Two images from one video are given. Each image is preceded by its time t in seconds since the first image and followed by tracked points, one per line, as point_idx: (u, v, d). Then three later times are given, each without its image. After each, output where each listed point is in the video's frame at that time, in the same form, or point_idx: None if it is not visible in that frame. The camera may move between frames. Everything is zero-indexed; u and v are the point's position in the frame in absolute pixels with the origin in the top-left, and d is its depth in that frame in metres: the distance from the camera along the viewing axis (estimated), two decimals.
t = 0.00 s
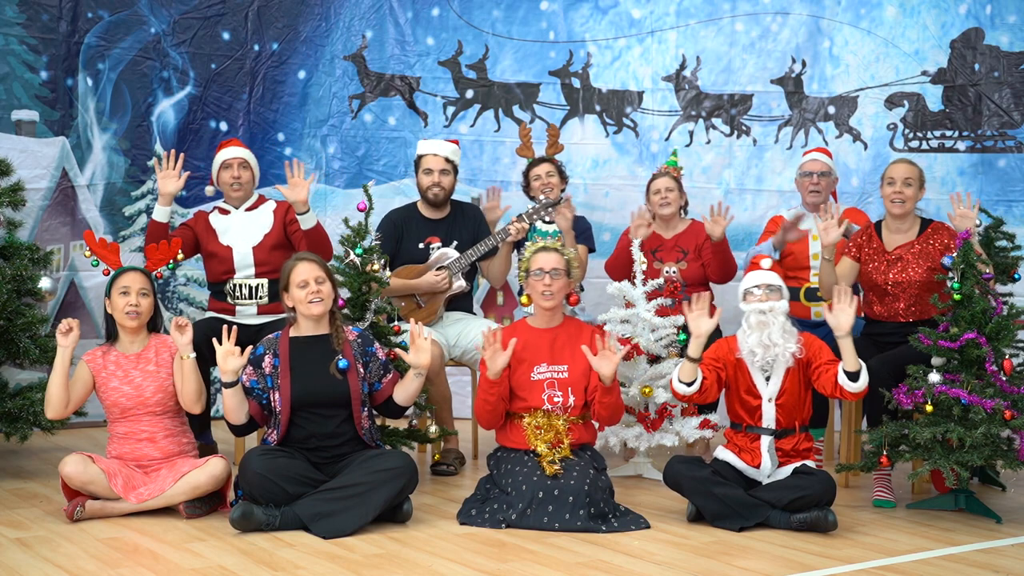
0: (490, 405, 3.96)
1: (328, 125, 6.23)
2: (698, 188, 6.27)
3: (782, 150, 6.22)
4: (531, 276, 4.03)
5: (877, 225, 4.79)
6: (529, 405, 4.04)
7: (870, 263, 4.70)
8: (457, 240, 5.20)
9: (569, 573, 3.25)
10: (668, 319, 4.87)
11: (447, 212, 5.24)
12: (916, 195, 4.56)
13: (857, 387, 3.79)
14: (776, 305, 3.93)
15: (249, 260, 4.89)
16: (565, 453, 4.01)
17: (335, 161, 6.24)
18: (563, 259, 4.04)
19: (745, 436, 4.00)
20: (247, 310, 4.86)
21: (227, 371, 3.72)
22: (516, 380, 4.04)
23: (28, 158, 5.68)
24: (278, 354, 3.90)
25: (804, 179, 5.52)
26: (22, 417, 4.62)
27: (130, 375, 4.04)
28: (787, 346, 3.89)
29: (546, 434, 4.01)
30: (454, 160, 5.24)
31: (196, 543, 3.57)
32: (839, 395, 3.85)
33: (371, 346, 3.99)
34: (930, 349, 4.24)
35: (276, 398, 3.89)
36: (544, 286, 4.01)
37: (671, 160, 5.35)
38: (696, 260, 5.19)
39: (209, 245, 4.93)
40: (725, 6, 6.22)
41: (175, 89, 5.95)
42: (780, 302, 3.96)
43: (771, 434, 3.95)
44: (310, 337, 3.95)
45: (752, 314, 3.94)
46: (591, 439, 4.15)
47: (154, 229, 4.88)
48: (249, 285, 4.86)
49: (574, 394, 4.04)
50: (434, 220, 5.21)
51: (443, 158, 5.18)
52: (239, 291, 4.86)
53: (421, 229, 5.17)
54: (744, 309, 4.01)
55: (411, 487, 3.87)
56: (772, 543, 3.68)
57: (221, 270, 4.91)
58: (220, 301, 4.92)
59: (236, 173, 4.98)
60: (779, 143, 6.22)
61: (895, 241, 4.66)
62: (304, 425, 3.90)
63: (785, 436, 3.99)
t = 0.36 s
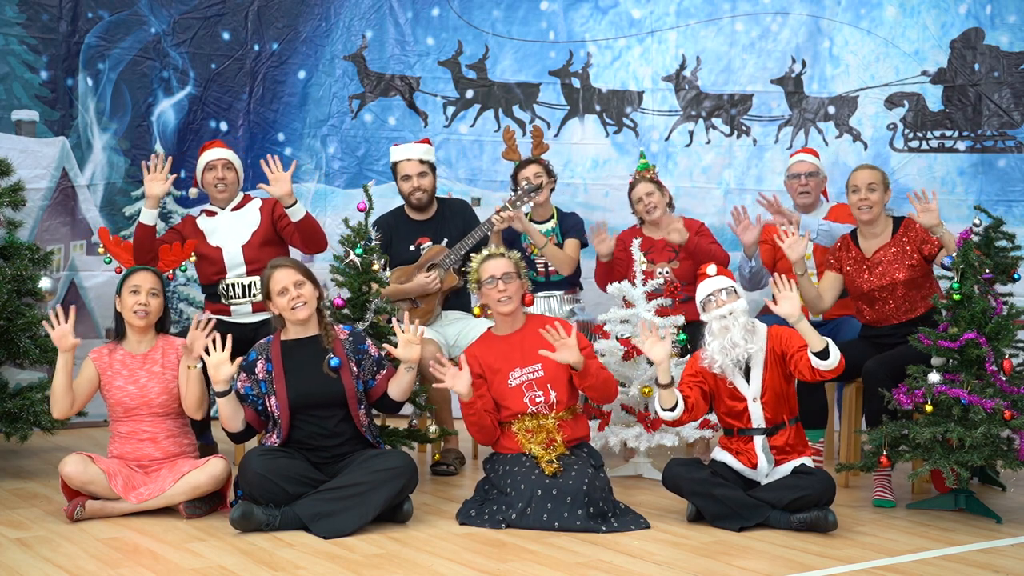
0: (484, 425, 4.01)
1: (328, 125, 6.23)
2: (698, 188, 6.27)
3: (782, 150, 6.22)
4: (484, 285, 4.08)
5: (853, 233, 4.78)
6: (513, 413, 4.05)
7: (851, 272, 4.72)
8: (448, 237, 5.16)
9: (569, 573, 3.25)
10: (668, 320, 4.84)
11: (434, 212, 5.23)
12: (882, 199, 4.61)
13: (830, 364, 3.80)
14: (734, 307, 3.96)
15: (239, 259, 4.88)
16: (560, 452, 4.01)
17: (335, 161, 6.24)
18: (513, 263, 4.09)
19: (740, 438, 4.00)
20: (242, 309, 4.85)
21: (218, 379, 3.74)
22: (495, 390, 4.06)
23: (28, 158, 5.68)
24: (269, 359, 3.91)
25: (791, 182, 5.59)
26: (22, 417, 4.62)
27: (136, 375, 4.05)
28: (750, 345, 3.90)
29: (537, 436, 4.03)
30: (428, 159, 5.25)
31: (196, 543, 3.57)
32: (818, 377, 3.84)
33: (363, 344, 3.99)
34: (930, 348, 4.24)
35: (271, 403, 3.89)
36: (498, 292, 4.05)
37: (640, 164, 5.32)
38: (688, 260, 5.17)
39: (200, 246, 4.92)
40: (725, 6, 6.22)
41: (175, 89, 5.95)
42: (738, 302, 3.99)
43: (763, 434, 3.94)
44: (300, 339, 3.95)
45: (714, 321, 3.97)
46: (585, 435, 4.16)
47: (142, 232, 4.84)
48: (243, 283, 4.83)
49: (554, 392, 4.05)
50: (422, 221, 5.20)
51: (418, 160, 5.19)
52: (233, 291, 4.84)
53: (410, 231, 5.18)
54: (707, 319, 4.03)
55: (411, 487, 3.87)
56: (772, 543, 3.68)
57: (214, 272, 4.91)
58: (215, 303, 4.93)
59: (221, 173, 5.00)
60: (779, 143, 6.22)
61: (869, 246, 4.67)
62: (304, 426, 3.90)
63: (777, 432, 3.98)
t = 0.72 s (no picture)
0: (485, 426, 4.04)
1: (328, 125, 6.23)
2: (698, 188, 6.27)
3: (782, 150, 6.22)
4: (466, 293, 4.07)
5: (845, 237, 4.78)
6: (509, 415, 4.06)
7: (845, 277, 4.71)
8: (442, 238, 5.19)
9: (569, 573, 3.25)
10: (668, 320, 4.84)
11: (426, 212, 5.24)
12: (869, 204, 4.58)
13: (825, 362, 3.79)
14: (726, 310, 3.98)
15: (243, 260, 4.91)
16: (558, 451, 4.01)
17: (335, 161, 6.24)
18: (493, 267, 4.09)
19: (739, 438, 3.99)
20: (244, 310, 4.87)
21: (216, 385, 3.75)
22: (488, 393, 4.06)
23: (28, 158, 5.68)
24: (268, 360, 3.90)
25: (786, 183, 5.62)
26: (23, 417, 4.63)
27: (148, 374, 4.06)
28: (745, 346, 3.89)
29: (535, 437, 4.03)
30: (417, 159, 5.25)
31: (196, 543, 3.57)
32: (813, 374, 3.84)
33: (360, 344, 3.98)
34: (930, 349, 4.24)
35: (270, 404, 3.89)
36: (481, 299, 4.05)
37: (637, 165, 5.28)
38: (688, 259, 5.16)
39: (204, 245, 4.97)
40: (725, 6, 6.22)
41: (175, 90, 5.95)
42: (732, 304, 4.00)
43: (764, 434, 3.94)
44: (298, 340, 3.96)
45: (707, 324, 3.98)
46: (584, 433, 4.16)
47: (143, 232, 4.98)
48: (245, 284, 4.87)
49: (548, 391, 4.05)
50: (415, 223, 5.21)
51: (406, 160, 5.21)
52: (236, 291, 4.87)
53: (405, 233, 5.19)
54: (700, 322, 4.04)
55: (411, 487, 3.87)
56: (772, 543, 3.69)
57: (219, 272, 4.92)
58: (217, 302, 4.95)
59: (225, 174, 5.00)
60: (779, 143, 6.22)
61: (862, 250, 4.67)
62: (304, 426, 3.90)
63: (775, 432, 3.97)
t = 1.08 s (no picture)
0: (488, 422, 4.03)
1: (328, 125, 6.23)
2: (698, 188, 6.27)
3: (782, 150, 6.22)
4: (482, 287, 4.08)
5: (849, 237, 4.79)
6: (514, 412, 4.06)
7: (848, 275, 4.72)
8: (443, 238, 5.19)
9: (569, 573, 3.25)
10: (668, 319, 4.86)
11: (428, 212, 5.25)
12: (875, 203, 4.60)
13: (837, 372, 3.77)
14: (742, 308, 3.98)
15: (254, 261, 4.90)
16: (560, 451, 4.01)
17: (335, 161, 6.24)
18: (510, 263, 4.10)
19: (741, 438, 4.00)
20: (248, 311, 4.89)
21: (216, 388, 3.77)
22: (495, 390, 4.07)
23: (28, 158, 5.68)
24: (274, 360, 3.91)
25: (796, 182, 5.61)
26: (23, 417, 4.63)
27: (157, 375, 4.06)
28: (757, 346, 3.90)
29: (537, 435, 4.03)
30: (421, 160, 5.23)
31: (196, 543, 3.57)
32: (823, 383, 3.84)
33: (366, 346, 4.00)
34: (930, 348, 4.24)
35: (274, 403, 3.90)
36: (496, 294, 4.06)
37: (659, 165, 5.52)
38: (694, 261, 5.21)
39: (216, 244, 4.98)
40: (726, 6, 6.22)
41: (175, 89, 5.95)
42: (748, 304, 4.00)
43: (766, 435, 3.94)
44: (303, 340, 3.95)
45: (721, 320, 3.98)
46: (585, 434, 4.16)
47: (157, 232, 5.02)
48: (252, 285, 4.90)
49: (554, 392, 4.06)
50: (416, 222, 5.22)
51: (410, 160, 5.17)
52: (242, 291, 4.89)
53: (406, 233, 5.19)
54: (715, 318, 4.05)
55: (411, 487, 3.87)
56: (772, 543, 3.68)
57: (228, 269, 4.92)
58: (221, 300, 4.94)
59: (243, 173, 5.08)
60: (780, 143, 6.22)
61: (866, 249, 4.68)
62: (303, 427, 3.90)
63: (778, 434, 3.97)
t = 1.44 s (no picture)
0: (493, 407, 3.97)
1: (328, 125, 6.23)
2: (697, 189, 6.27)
3: (782, 150, 6.22)
4: (527, 276, 4.07)
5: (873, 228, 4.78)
6: (527, 407, 4.05)
7: (868, 266, 4.69)
8: (451, 238, 5.20)
9: (569, 573, 3.25)
10: (668, 319, 4.86)
11: (438, 211, 5.25)
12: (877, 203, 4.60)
13: (858, 403, 3.78)
14: (787, 310, 3.95)
15: (270, 262, 4.90)
16: (563, 452, 4.01)
17: (335, 161, 6.24)
18: (560, 261, 4.08)
19: (746, 436, 4.01)
20: (251, 309, 4.88)
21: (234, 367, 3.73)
22: (513, 381, 4.06)
23: (28, 158, 5.68)
24: (288, 353, 3.92)
25: (815, 179, 5.43)
26: (23, 417, 4.63)
27: (157, 375, 4.05)
28: (791, 352, 3.90)
29: (543, 435, 4.02)
30: (441, 159, 5.28)
31: (196, 543, 3.57)
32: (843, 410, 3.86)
33: (381, 351, 4.00)
34: (929, 348, 4.24)
35: (282, 396, 3.89)
36: (539, 287, 4.05)
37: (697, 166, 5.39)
38: (700, 261, 5.18)
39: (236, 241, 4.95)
40: (725, 6, 6.22)
41: (175, 89, 5.95)
42: (793, 307, 3.98)
43: (772, 436, 3.95)
44: (319, 338, 3.96)
45: (762, 314, 3.96)
46: (587, 438, 4.13)
47: (185, 218, 4.88)
48: (262, 285, 4.87)
49: (571, 395, 4.05)
50: (425, 220, 5.22)
51: (431, 158, 5.22)
52: (250, 288, 4.87)
53: (413, 230, 5.18)
54: (756, 308, 4.04)
55: (411, 487, 3.88)
56: (772, 543, 3.68)
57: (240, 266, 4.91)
58: (226, 295, 4.92)
59: (273, 174, 5.00)
60: (779, 143, 6.22)
61: (891, 242, 4.66)
62: (304, 427, 3.90)
63: (788, 439, 3.98)
